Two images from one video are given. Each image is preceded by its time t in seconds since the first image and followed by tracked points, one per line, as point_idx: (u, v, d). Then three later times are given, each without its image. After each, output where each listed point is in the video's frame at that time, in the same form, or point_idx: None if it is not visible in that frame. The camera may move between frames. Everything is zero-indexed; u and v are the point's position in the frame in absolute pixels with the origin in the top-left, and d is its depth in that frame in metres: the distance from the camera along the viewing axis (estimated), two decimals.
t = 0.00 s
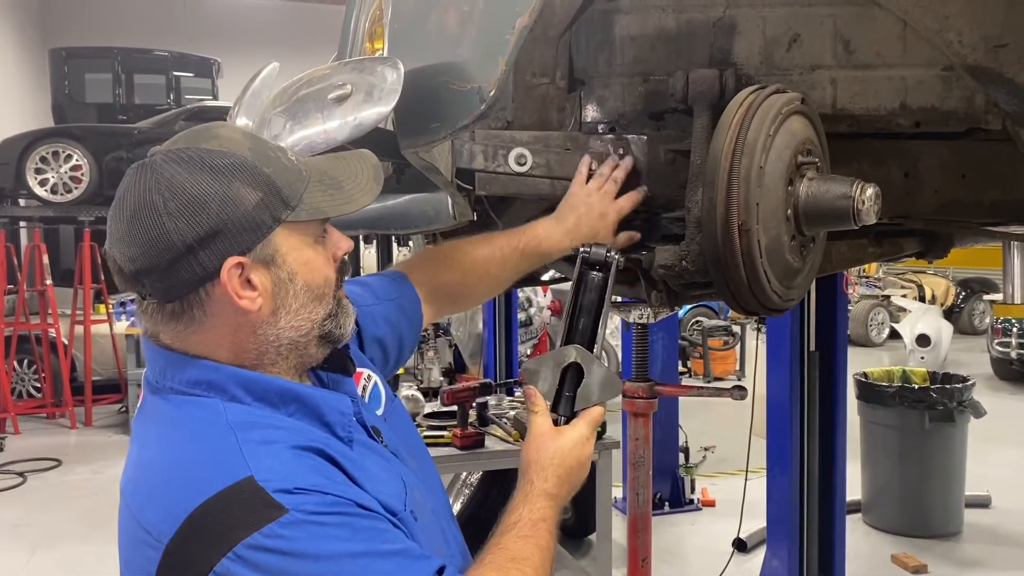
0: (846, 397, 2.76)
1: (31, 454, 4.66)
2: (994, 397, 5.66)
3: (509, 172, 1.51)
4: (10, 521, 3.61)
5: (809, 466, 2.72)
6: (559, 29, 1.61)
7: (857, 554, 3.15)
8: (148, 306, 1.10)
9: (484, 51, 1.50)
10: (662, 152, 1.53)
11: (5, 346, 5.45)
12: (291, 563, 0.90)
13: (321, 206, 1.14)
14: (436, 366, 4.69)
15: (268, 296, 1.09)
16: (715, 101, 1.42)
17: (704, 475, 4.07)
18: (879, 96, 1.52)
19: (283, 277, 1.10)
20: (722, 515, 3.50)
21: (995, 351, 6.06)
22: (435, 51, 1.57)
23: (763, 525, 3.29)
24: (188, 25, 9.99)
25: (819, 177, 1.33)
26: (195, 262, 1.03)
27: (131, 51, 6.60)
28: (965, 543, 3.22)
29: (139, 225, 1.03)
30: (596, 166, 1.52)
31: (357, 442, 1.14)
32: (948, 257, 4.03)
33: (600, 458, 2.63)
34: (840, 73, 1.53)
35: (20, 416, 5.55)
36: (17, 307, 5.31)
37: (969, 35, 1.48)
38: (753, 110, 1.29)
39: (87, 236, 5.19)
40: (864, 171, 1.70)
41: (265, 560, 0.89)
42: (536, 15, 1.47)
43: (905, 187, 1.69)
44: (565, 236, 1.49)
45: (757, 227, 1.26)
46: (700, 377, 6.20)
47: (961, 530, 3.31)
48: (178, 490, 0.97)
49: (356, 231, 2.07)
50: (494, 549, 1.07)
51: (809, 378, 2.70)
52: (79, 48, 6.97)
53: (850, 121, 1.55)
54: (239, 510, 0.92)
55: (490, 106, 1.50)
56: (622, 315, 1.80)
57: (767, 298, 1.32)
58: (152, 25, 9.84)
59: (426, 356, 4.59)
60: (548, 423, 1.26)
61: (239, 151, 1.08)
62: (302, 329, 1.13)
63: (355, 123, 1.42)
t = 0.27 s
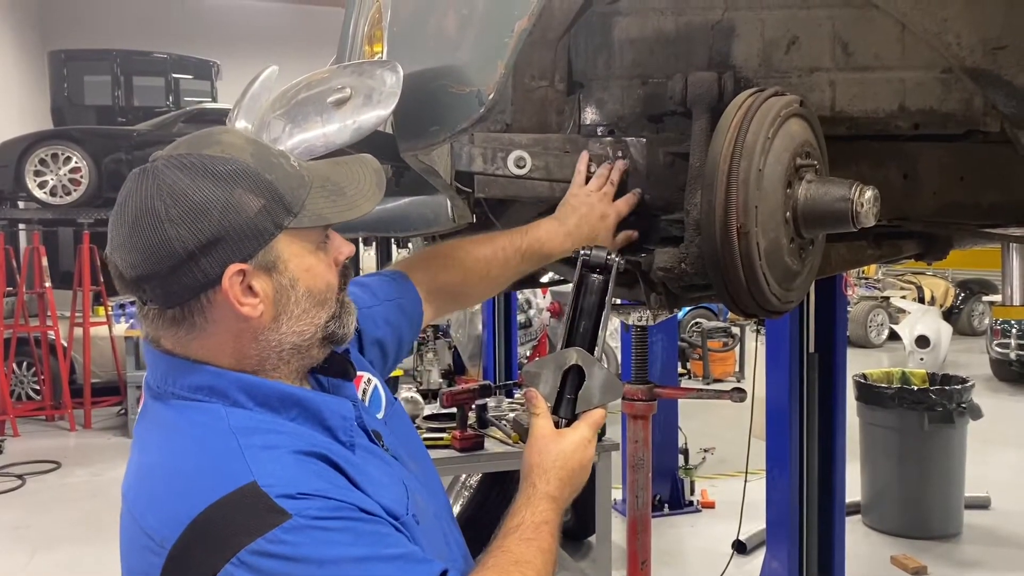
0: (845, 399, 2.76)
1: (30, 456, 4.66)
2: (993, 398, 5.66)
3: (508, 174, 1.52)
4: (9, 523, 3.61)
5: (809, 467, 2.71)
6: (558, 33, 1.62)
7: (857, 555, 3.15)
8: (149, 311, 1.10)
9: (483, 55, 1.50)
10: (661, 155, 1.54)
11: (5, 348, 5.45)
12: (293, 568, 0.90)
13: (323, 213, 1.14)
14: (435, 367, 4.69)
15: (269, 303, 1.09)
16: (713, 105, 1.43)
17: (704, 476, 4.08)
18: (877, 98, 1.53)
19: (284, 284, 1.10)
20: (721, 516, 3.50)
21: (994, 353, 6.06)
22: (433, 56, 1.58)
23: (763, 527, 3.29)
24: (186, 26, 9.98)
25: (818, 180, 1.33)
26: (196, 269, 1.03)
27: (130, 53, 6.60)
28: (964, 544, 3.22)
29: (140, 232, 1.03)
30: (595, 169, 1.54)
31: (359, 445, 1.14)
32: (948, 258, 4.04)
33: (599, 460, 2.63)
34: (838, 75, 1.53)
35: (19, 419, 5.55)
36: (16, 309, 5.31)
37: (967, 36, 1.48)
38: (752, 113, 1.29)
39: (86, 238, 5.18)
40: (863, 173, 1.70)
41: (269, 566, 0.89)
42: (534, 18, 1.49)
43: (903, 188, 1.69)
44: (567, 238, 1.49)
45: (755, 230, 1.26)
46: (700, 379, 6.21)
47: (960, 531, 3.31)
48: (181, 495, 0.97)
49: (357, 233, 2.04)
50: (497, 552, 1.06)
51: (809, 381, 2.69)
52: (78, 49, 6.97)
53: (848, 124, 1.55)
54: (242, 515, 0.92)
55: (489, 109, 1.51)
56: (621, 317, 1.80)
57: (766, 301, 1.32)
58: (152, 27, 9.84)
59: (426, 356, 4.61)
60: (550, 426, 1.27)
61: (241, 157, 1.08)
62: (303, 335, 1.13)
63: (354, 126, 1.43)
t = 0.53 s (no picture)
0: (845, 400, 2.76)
1: (29, 458, 4.66)
2: (992, 399, 5.66)
3: (507, 176, 1.50)
4: (8, 525, 3.61)
5: (808, 468, 2.70)
6: (557, 34, 1.55)
7: (857, 556, 3.14)
8: (147, 315, 1.10)
9: (482, 58, 1.51)
10: (660, 156, 1.54)
11: (3, 351, 5.45)
12: (294, 563, 0.90)
13: (322, 217, 1.14)
14: (435, 369, 4.70)
15: (268, 307, 1.08)
16: (712, 106, 1.43)
17: (703, 478, 4.07)
18: (877, 99, 1.53)
19: (284, 287, 1.10)
20: (721, 518, 3.50)
21: (993, 353, 6.06)
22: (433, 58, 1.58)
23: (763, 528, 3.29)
24: (184, 28, 9.98)
25: (817, 181, 1.33)
26: (195, 274, 1.03)
27: (129, 55, 6.61)
28: (964, 545, 3.22)
29: (138, 237, 1.03)
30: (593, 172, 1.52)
31: (359, 443, 1.14)
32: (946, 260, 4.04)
33: (599, 462, 2.62)
34: (837, 76, 1.54)
35: (18, 421, 5.54)
36: (15, 312, 5.31)
37: (967, 38, 1.47)
38: (751, 115, 1.29)
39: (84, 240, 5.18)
40: (861, 174, 1.71)
41: (269, 560, 0.89)
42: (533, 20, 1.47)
43: (901, 190, 1.70)
44: (567, 241, 1.49)
45: (755, 231, 1.26)
46: (699, 380, 6.21)
47: (960, 533, 3.31)
48: (181, 492, 0.97)
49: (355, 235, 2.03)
50: (499, 548, 1.06)
51: (808, 382, 2.69)
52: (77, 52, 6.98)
53: (848, 125, 1.55)
54: (242, 511, 0.92)
55: (488, 111, 1.51)
56: (621, 319, 1.79)
57: (766, 302, 1.32)
58: (151, 29, 9.84)
59: (426, 358, 4.61)
60: (552, 424, 1.27)
61: (240, 162, 1.07)
62: (301, 338, 1.13)
63: (353, 128, 1.42)
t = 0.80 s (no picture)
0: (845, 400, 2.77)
1: (28, 460, 4.65)
2: (992, 400, 5.66)
3: (506, 177, 1.49)
4: (7, 528, 3.60)
5: (808, 468, 2.71)
6: (555, 36, 1.53)
7: (857, 557, 3.14)
8: (145, 315, 1.10)
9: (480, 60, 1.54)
10: (660, 158, 1.54)
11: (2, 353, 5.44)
12: (290, 563, 0.89)
13: (321, 220, 1.13)
14: (434, 371, 4.70)
15: (266, 309, 1.08)
16: (712, 107, 1.43)
17: (703, 479, 4.07)
18: (876, 99, 1.53)
19: (282, 291, 1.09)
20: (720, 519, 3.50)
21: (993, 354, 6.07)
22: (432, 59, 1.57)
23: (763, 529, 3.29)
24: (183, 31, 9.98)
25: (816, 182, 1.33)
26: (193, 277, 1.03)
27: (128, 58, 6.61)
28: (964, 546, 3.22)
29: (136, 238, 1.03)
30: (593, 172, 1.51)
31: (356, 443, 1.14)
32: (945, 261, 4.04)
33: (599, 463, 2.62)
34: (836, 78, 1.54)
35: (17, 424, 5.54)
36: (14, 314, 5.30)
37: (965, 39, 1.47)
38: (750, 116, 1.29)
39: (83, 242, 5.18)
40: (860, 175, 1.70)
41: (264, 559, 0.89)
42: (533, 21, 1.50)
43: (900, 191, 1.69)
44: (565, 244, 1.47)
45: (754, 232, 1.26)
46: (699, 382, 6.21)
47: (961, 534, 3.31)
48: (177, 492, 0.96)
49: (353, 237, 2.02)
50: (498, 549, 1.06)
51: (807, 382, 2.70)
52: (76, 54, 6.98)
53: (846, 126, 1.55)
54: (238, 510, 0.91)
55: (488, 112, 1.53)
56: (620, 320, 1.80)
57: (765, 303, 1.32)
58: (150, 31, 9.84)
59: (425, 359, 4.61)
60: (552, 426, 1.26)
61: (239, 165, 1.07)
62: (300, 341, 1.13)
63: (352, 130, 1.42)
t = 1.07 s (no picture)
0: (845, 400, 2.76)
1: (27, 462, 4.65)
2: (991, 400, 5.66)
3: (506, 178, 1.49)
4: (6, 529, 3.60)
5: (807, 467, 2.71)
6: (554, 36, 1.52)
7: (857, 558, 3.14)
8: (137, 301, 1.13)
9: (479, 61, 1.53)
10: (659, 159, 1.54)
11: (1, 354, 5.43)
12: (284, 562, 0.90)
13: (313, 244, 1.10)
14: (434, 372, 4.69)
15: (239, 320, 1.07)
16: (711, 108, 1.43)
17: (703, 480, 4.07)
18: (875, 100, 1.53)
19: (260, 306, 1.08)
20: (720, 520, 3.50)
21: (992, 355, 6.07)
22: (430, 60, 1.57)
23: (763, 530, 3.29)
24: (182, 32, 9.98)
25: (815, 183, 1.33)
26: (172, 276, 1.04)
27: (128, 59, 6.61)
28: (964, 547, 3.21)
29: (127, 227, 1.06)
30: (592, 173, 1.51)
31: (349, 442, 1.13)
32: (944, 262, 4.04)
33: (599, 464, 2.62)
34: (835, 78, 1.53)
35: (16, 425, 5.53)
36: (14, 315, 5.30)
37: (965, 39, 1.48)
38: (749, 116, 1.29)
39: (83, 243, 5.18)
40: (860, 176, 1.70)
41: (257, 559, 0.89)
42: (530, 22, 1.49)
43: (899, 192, 1.69)
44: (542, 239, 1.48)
45: (753, 233, 1.26)
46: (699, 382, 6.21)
47: (960, 534, 3.31)
48: (170, 492, 0.97)
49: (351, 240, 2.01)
50: (496, 550, 1.06)
51: (807, 383, 2.70)
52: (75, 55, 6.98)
53: (846, 126, 1.55)
54: (231, 510, 0.92)
55: (487, 113, 1.51)
56: (618, 321, 1.80)
57: (765, 304, 1.32)
58: (150, 32, 9.84)
59: (425, 360, 4.61)
60: (555, 424, 1.26)
61: (236, 174, 1.05)
62: (280, 355, 1.11)
63: (350, 131, 1.43)
